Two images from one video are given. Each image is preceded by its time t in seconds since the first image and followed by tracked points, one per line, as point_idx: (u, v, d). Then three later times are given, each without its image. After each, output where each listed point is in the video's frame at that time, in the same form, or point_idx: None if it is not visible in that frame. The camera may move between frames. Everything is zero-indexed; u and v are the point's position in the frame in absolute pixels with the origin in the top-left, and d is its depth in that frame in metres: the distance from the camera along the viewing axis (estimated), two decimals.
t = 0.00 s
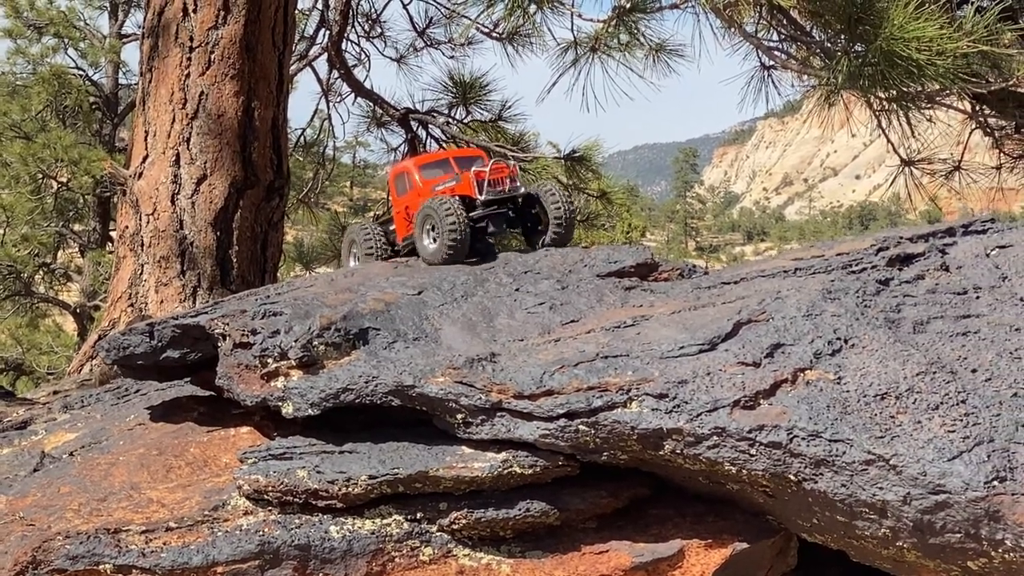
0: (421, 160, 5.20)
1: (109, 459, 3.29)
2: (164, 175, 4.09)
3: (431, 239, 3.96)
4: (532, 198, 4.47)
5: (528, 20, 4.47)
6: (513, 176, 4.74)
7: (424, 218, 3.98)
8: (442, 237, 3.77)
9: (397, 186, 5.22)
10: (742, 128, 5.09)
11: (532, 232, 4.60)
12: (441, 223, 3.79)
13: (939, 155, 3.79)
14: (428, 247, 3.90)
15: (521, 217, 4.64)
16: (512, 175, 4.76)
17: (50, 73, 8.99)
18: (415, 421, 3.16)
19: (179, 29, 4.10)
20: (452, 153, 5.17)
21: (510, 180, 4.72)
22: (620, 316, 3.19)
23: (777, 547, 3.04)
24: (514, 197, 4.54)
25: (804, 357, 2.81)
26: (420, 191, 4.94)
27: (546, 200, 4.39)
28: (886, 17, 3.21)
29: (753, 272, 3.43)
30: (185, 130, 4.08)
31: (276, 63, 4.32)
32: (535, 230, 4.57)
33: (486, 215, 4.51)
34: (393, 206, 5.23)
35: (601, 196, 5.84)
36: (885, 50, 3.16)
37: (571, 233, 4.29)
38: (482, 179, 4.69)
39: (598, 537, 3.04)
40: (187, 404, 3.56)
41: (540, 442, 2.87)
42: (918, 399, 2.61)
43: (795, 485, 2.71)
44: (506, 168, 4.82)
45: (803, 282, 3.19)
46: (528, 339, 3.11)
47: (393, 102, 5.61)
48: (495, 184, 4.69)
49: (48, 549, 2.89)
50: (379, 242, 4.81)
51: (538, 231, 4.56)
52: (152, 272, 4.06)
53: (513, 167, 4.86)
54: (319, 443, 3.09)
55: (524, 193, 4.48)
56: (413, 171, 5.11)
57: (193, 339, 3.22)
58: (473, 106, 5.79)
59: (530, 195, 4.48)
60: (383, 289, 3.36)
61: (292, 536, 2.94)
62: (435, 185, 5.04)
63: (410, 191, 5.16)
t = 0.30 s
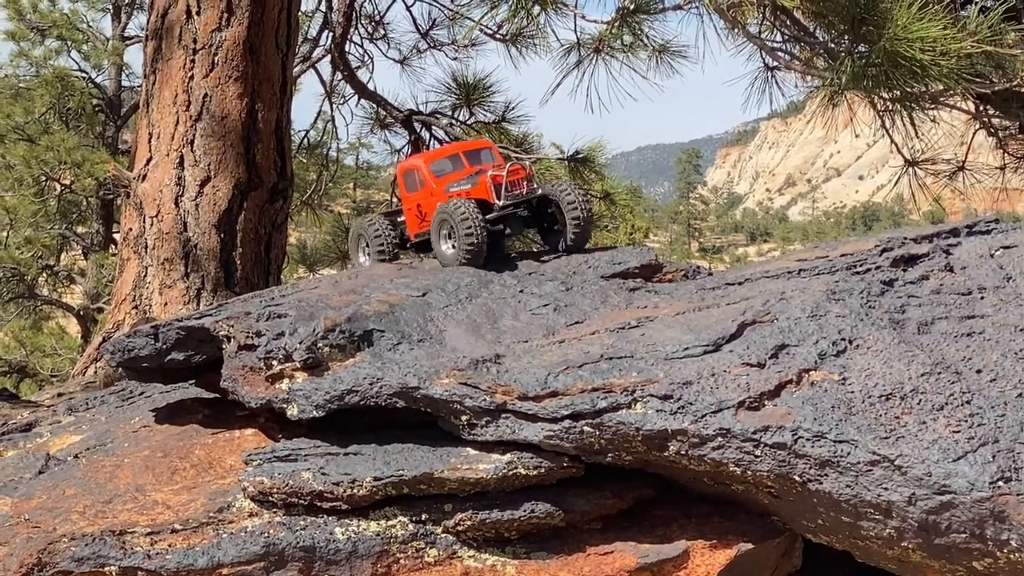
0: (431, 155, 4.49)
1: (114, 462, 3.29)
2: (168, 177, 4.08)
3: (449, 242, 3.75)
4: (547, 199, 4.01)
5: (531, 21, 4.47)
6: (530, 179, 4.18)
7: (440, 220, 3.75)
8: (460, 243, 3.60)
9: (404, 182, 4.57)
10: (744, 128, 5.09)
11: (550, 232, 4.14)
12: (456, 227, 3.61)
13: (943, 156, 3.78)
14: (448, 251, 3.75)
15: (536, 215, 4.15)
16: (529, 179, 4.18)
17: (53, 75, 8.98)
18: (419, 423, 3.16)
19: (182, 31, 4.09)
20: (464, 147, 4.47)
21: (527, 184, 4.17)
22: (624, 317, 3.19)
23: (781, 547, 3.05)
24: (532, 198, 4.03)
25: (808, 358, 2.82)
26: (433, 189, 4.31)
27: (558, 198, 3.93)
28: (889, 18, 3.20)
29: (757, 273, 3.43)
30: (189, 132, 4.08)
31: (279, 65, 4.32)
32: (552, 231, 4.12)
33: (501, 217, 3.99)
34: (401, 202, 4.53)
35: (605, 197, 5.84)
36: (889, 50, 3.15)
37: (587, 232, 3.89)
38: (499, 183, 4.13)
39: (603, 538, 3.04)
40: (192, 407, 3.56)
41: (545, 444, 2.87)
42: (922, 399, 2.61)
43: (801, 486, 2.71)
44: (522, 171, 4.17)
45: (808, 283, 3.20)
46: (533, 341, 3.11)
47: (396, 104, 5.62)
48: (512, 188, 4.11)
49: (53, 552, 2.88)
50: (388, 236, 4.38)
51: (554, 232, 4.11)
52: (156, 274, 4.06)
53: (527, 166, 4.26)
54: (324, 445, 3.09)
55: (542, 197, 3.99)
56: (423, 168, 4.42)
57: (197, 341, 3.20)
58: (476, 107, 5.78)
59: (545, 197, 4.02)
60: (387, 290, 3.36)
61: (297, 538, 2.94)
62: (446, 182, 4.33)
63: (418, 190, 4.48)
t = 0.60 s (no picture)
0: (460, 144, 4.05)
1: (116, 462, 3.28)
2: (169, 177, 4.08)
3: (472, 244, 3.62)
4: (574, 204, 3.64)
5: (532, 20, 4.46)
6: (560, 185, 3.66)
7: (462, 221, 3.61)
8: (482, 243, 3.45)
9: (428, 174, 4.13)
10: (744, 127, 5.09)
11: (574, 239, 3.78)
12: (479, 227, 3.46)
13: (944, 155, 3.77)
14: (471, 253, 3.60)
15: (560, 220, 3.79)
16: (559, 186, 3.66)
17: (54, 76, 8.99)
18: (421, 422, 3.16)
19: (183, 31, 4.09)
20: (495, 140, 4.07)
21: (557, 192, 3.64)
22: (625, 316, 3.19)
23: (783, 546, 3.05)
24: (560, 206, 3.64)
25: (810, 356, 2.82)
26: (458, 187, 3.92)
27: (583, 205, 3.61)
28: (890, 16, 3.20)
29: (758, 272, 3.43)
30: (190, 132, 4.08)
31: (280, 65, 4.32)
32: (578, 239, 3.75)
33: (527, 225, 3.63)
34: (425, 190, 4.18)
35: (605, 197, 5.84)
36: (889, 49, 3.15)
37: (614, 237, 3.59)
38: (528, 189, 3.62)
39: (604, 537, 3.04)
40: (192, 407, 3.56)
41: (546, 443, 2.87)
42: (924, 398, 2.61)
43: (803, 485, 2.71)
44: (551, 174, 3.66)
45: (809, 282, 3.20)
46: (534, 340, 3.11)
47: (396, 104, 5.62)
48: (540, 196, 3.63)
49: (54, 552, 2.88)
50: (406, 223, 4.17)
51: (580, 240, 3.75)
52: (157, 274, 4.05)
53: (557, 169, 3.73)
54: (325, 444, 3.09)
55: (569, 203, 3.64)
56: (449, 160, 3.99)
57: (198, 341, 3.19)
58: (477, 107, 5.78)
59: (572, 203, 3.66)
60: (389, 290, 3.36)
61: (298, 538, 2.94)
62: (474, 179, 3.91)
63: (443, 185, 4.05)
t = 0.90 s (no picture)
0: (489, 141, 3.90)
1: (112, 460, 3.28)
2: (165, 176, 4.03)
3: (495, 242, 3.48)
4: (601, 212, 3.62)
5: (528, 19, 4.45)
6: (586, 193, 3.56)
7: (486, 221, 3.44)
8: (508, 240, 3.33)
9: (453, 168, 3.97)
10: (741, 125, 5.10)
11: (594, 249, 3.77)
12: (509, 231, 3.32)
13: (940, 153, 3.76)
14: (494, 251, 3.47)
15: (583, 226, 3.78)
16: (586, 195, 3.54)
17: (50, 74, 8.75)
18: (418, 420, 3.15)
19: (179, 29, 4.03)
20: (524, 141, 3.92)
21: (584, 200, 3.54)
22: (622, 314, 3.18)
23: (780, 543, 3.05)
24: (585, 214, 3.57)
25: (807, 353, 2.82)
26: (483, 185, 3.78)
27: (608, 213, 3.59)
28: (886, 13, 3.20)
29: (755, 269, 3.43)
30: (186, 131, 4.02)
31: (277, 63, 4.24)
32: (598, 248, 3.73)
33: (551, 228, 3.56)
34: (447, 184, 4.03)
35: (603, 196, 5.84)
36: (886, 47, 3.15)
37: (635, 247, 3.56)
38: (555, 194, 3.48)
39: (601, 535, 3.04)
40: (189, 405, 3.55)
41: (543, 440, 2.87)
42: (921, 395, 2.62)
43: (799, 482, 2.71)
44: (579, 183, 3.53)
45: (806, 279, 3.20)
46: (531, 337, 3.11)
47: (393, 103, 5.62)
48: (567, 203, 3.50)
49: (50, 550, 2.88)
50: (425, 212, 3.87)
51: (600, 249, 3.73)
52: (153, 273, 4.03)
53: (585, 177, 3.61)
54: (322, 442, 3.08)
55: (595, 211, 3.58)
56: (475, 157, 3.85)
57: (195, 339, 3.19)
58: (473, 105, 5.78)
59: (599, 211, 3.64)
60: (385, 287, 3.36)
61: (295, 535, 2.94)
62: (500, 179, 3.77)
63: (468, 182, 3.90)
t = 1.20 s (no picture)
0: (513, 144, 3.84)
1: (99, 457, 3.27)
2: (153, 173, 4.00)
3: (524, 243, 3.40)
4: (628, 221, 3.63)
5: (515, 15, 4.46)
6: (615, 202, 3.58)
7: (522, 226, 3.34)
8: (549, 246, 3.28)
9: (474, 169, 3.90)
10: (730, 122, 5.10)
11: (612, 256, 3.76)
12: (548, 241, 3.27)
13: (928, 150, 3.76)
14: (526, 257, 3.40)
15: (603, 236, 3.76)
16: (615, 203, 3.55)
17: (39, 72, 8.53)
18: (405, 417, 3.15)
19: (167, 26, 3.99)
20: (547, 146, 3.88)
21: (613, 209, 3.55)
22: (609, 310, 3.18)
23: (768, 539, 3.06)
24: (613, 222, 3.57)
25: (794, 349, 2.83)
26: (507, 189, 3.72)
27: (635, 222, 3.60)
28: (874, 10, 3.20)
29: (742, 266, 3.44)
30: (174, 128, 3.98)
31: (264, 61, 4.19)
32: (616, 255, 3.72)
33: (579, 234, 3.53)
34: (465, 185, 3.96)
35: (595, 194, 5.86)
36: (874, 43, 3.15)
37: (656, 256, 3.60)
38: (586, 201, 3.45)
39: (588, 531, 3.04)
40: (177, 402, 3.54)
41: (530, 436, 2.87)
42: (907, 390, 2.63)
43: (787, 478, 2.71)
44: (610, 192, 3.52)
45: (792, 275, 3.21)
46: (518, 334, 3.11)
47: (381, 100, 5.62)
48: (597, 210, 3.49)
49: (37, 547, 2.87)
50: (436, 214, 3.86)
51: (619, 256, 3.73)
52: (142, 269, 4.01)
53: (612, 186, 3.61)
54: (309, 439, 3.08)
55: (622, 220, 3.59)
56: (500, 159, 3.78)
57: (182, 336, 3.18)
58: (461, 102, 5.76)
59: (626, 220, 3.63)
60: (372, 284, 3.36)
61: (282, 532, 2.94)
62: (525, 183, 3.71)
63: (490, 184, 3.83)
